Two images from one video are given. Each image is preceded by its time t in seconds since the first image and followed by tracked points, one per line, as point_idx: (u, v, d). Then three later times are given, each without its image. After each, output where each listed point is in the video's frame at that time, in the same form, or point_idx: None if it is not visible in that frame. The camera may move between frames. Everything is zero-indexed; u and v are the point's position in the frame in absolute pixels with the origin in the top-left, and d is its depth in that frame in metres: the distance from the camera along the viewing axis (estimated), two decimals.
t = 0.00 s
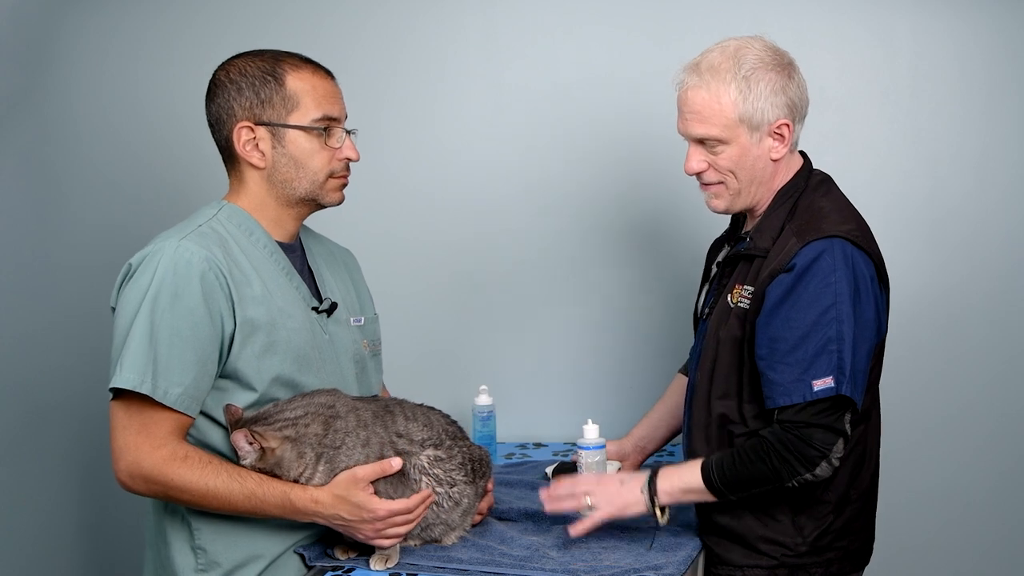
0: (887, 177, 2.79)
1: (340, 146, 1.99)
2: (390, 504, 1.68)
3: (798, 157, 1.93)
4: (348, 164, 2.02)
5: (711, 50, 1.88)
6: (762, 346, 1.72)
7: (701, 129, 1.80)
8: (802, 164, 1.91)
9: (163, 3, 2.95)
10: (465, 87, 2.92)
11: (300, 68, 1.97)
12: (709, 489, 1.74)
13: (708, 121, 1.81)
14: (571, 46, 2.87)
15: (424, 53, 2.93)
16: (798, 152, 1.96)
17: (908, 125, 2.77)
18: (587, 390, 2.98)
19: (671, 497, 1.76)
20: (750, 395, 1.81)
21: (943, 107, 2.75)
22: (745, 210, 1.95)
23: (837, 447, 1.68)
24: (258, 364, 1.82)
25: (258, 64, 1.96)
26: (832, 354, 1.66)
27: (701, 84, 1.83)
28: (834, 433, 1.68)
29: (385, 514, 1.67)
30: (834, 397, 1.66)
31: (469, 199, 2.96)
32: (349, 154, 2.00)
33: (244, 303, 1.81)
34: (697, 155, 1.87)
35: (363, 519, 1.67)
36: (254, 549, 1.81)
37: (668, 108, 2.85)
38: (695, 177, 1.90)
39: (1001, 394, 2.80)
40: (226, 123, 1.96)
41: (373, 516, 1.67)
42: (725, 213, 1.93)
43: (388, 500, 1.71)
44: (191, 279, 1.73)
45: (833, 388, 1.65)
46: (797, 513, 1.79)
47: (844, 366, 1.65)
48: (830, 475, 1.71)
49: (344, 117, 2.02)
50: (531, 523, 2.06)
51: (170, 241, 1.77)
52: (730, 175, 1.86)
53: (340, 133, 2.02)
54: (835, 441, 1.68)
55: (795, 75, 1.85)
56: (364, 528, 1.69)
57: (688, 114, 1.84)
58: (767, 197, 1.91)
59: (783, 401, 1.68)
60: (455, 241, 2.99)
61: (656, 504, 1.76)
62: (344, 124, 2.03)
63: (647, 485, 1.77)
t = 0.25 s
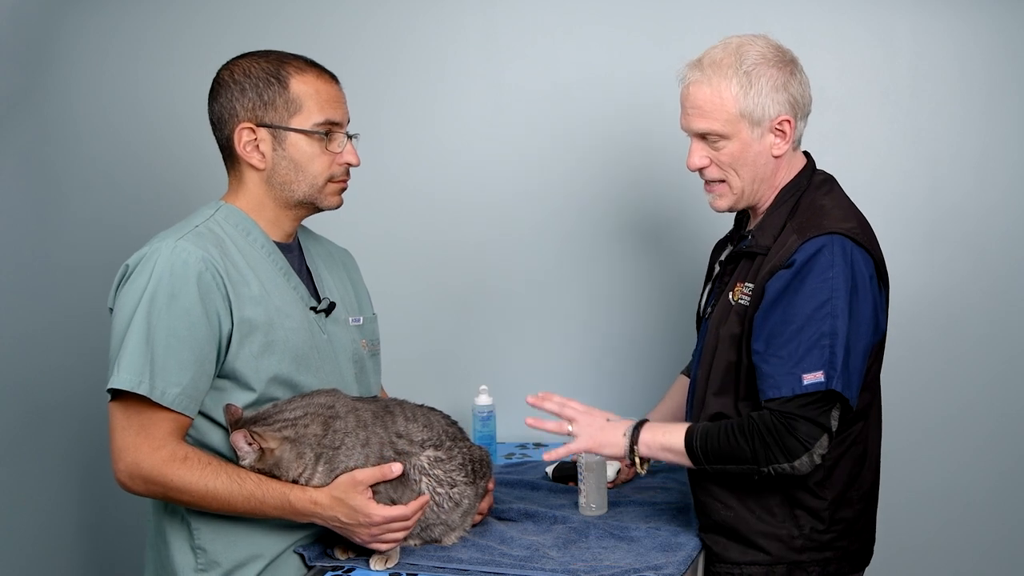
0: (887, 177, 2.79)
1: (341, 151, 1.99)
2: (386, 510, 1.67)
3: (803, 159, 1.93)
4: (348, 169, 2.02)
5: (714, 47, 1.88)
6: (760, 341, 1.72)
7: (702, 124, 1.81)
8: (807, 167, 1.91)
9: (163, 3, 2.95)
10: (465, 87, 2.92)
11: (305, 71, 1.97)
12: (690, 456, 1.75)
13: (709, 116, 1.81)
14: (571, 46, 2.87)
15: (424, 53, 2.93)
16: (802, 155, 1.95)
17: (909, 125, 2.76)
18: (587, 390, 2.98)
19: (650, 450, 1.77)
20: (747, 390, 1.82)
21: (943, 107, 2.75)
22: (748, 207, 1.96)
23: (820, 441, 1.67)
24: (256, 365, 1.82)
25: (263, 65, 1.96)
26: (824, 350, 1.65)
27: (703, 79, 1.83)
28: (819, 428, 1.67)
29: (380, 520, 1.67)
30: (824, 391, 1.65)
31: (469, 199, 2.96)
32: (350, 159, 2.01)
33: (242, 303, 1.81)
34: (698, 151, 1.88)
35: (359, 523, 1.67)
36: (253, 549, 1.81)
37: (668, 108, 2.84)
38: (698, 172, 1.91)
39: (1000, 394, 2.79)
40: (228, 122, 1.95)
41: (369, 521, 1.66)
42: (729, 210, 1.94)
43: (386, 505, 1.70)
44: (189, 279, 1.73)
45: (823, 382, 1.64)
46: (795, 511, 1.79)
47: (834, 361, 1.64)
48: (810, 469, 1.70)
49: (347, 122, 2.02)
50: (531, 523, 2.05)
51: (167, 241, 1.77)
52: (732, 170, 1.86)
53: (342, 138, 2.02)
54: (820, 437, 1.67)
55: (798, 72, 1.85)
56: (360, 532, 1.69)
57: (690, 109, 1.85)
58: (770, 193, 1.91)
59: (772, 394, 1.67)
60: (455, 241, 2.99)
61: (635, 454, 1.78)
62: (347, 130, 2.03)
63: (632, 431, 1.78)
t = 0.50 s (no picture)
0: (887, 177, 2.79)
1: (340, 147, 2.00)
2: (386, 515, 1.66)
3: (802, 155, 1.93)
4: (347, 165, 2.03)
5: (715, 45, 1.88)
6: (758, 331, 1.72)
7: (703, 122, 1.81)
8: (805, 162, 1.91)
9: (163, 3, 2.95)
10: (465, 87, 2.92)
11: (300, 68, 1.97)
12: (670, 445, 1.76)
13: (711, 113, 1.82)
14: (571, 46, 2.87)
15: (424, 53, 2.93)
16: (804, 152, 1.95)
17: (909, 126, 2.77)
18: (587, 390, 2.98)
19: (631, 441, 1.79)
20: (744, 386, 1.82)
21: (943, 107, 2.75)
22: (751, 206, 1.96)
23: (801, 435, 1.67)
24: (256, 364, 1.82)
25: (258, 65, 1.96)
26: (812, 343, 1.64)
27: (704, 77, 1.83)
28: (800, 421, 1.66)
29: (380, 523, 1.66)
30: (810, 385, 1.65)
31: (469, 199, 2.96)
32: (350, 155, 2.01)
33: (242, 302, 1.81)
34: (702, 149, 1.89)
35: (359, 526, 1.67)
36: (253, 549, 1.81)
37: (668, 108, 2.85)
38: (701, 170, 1.92)
39: (1000, 394, 2.80)
40: (226, 123, 1.95)
41: (368, 525, 1.66)
42: (735, 208, 1.95)
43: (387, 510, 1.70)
44: (190, 278, 1.73)
45: (809, 375, 1.63)
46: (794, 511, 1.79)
47: (822, 354, 1.64)
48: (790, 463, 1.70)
49: (344, 117, 2.02)
50: (531, 523, 2.05)
51: (168, 241, 1.77)
52: (734, 167, 1.87)
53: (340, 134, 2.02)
54: (800, 430, 1.66)
55: (798, 69, 1.85)
56: (359, 534, 1.69)
57: (691, 107, 1.85)
58: (773, 190, 1.91)
59: (759, 383, 1.68)
60: (455, 241, 2.99)
61: (616, 444, 1.79)
62: (344, 125, 2.03)
63: (614, 420, 1.80)
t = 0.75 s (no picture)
0: (887, 177, 2.79)
1: (340, 146, 1.99)
2: (383, 515, 1.66)
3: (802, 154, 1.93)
4: (347, 164, 2.03)
5: (722, 40, 1.88)
6: (757, 329, 1.72)
7: (708, 113, 1.81)
8: (805, 161, 1.91)
9: (163, 3, 2.96)
10: (465, 87, 2.92)
11: (299, 68, 1.97)
12: (671, 449, 1.75)
13: (715, 106, 1.81)
14: (571, 46, 2.87)
15: (424, 53, 2.93)
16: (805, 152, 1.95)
17: (909, 126, 2.76)
18: (587, 390, 2.98)
19: (631, 443, 1.77)
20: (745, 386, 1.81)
21: (943, 107, 2.75)
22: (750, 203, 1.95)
23: (802, 433, 1.67)
24: (256, 364, 1.82)
25: (257, 65, 1.96)
26: (813, 341, 1.64)
27: (711, 70, 1.83)
28: (803, 421, 1.67)
29: (376, 524, 1.66)
30: (811, 382, 1.65)
31: (469, 198, 2.96)
32: (350, 155, 2.01)
33: (241, 302, 1.81)
34: (703, 142, 1.87)
35: (355, 526, 1.67)
36: (253, 549, 1.81)
37: (667, 108, 2.84)
38: (701, 164, 1.90)
39: (1000, 394, 2.79)
40: (226, 123, 1.95)
41: (365, 525, 1.66)
42: (731, 204, 1.94)
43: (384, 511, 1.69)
44: (189, 277, 1.73)
45: (810, 372, 1.63)
46: (793, 511, 1.79)
47: (823, 351, 1.64)
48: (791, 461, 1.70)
49: (344, 117, 2.02)
50: (531, 523, 2.06)
51: (166, 241, 1.77)
52: (735, 163, 1.86)
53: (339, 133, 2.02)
54: (802, 429, 1.67)
55: (804, 69, 1.85)
56: (356, 535, 1.69)
57: (696, 99, 1.85)
58: (773, 188, 1.90)
59: (760, 381, 1.67)
60: (455, 241, 2.99)
61: (616, 446, 1.77)
62: (343, 124, 2.03)
63: (613, 423, 1.77)
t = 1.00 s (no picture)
0: (888, 177, 2.78)
1: (339, 150, 1.99)
2: (382, 514, 1.66)
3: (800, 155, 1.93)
4: (346, 168, 2.02)
5: (715, 40, 1.90)
6: (763, 332, 1.72)
7: (712, 109, 1.80)
8: (803, 162, 1.91)
9: (163, 3, 2.96)
10: (465, 87, 2.92)
11: (301, 70, 1.97)
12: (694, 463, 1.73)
13: (719, 101, 1.81)
14: (571, 46, 2.87)
15: (424, 53, 2.93)
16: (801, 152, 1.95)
17: (909, 126, 2.76)
18: (587, 390, 2.98)
19: (653, 467, 1.75)
20: (752, 387, 1.81)
21: (943, 107, 2.74)
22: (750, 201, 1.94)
23: (824, 431, 1.67)
24: (254, 365, 1.82)
25: (259, 65, 1.96)
26: (826, 338, 1.64)
27: (711, 66, 1.83)
28: (822, 418, 1.67)
29: (374, 523, 1.66)
30: (827, 379, 1.64)
31: (469, 198, 2.96)
32: (348, 159, 2.01)
33: (239, 302, 1.81)
34: (705, 140, 1.86)
35: (353, 525, 1.67)
36: (253, 549, 1.81)
37: (667, 108, 2.84)
38: (703, 164, 1.88)
39: (1000, 394, 2.79)
40: (227, 122, 1.95)
41: (363, 524, 1.66)
42: (733, 203, 1.91)
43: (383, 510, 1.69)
44: (186, 278, 1.73)
45: (825, 370, 1.63)
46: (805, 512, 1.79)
47: (837, 348, 1.64)
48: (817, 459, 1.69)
49: (344, 120, 2.02)
50: (531, 523, 2.06)
51: (164, 241, 1.77)
52: (739, 159, 1.85)
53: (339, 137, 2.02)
54: (823, 427, 1.67)
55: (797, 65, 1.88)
56: (354, 534, 1.68)
57: (698, 97, 1.83)
58: (774, 185, 1.90)
59: (776, 383, 1.67)
60: (454, 241, 2.99)
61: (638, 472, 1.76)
62: (344, 128, 2.03)
63: (631, 449, 1.76)
